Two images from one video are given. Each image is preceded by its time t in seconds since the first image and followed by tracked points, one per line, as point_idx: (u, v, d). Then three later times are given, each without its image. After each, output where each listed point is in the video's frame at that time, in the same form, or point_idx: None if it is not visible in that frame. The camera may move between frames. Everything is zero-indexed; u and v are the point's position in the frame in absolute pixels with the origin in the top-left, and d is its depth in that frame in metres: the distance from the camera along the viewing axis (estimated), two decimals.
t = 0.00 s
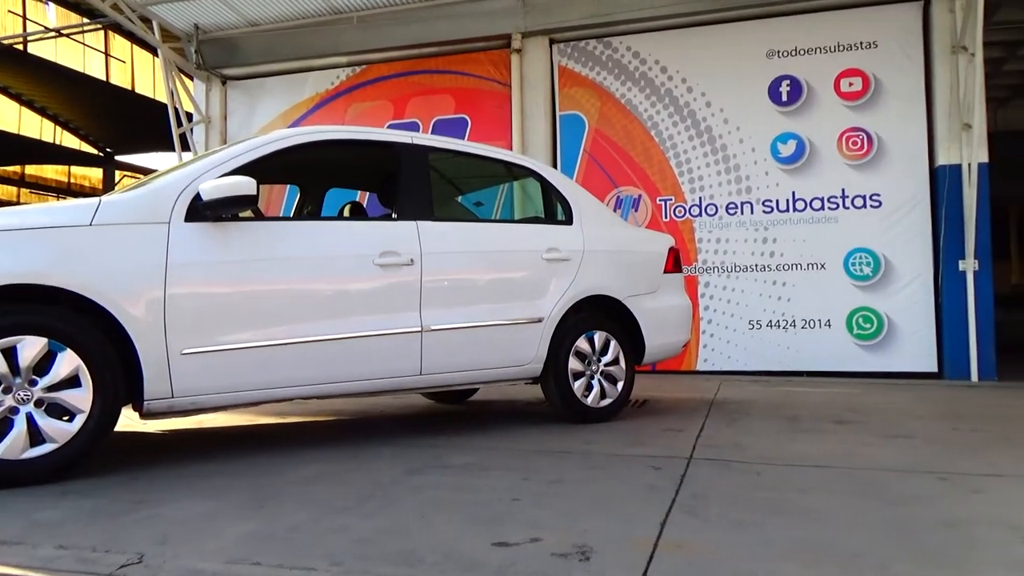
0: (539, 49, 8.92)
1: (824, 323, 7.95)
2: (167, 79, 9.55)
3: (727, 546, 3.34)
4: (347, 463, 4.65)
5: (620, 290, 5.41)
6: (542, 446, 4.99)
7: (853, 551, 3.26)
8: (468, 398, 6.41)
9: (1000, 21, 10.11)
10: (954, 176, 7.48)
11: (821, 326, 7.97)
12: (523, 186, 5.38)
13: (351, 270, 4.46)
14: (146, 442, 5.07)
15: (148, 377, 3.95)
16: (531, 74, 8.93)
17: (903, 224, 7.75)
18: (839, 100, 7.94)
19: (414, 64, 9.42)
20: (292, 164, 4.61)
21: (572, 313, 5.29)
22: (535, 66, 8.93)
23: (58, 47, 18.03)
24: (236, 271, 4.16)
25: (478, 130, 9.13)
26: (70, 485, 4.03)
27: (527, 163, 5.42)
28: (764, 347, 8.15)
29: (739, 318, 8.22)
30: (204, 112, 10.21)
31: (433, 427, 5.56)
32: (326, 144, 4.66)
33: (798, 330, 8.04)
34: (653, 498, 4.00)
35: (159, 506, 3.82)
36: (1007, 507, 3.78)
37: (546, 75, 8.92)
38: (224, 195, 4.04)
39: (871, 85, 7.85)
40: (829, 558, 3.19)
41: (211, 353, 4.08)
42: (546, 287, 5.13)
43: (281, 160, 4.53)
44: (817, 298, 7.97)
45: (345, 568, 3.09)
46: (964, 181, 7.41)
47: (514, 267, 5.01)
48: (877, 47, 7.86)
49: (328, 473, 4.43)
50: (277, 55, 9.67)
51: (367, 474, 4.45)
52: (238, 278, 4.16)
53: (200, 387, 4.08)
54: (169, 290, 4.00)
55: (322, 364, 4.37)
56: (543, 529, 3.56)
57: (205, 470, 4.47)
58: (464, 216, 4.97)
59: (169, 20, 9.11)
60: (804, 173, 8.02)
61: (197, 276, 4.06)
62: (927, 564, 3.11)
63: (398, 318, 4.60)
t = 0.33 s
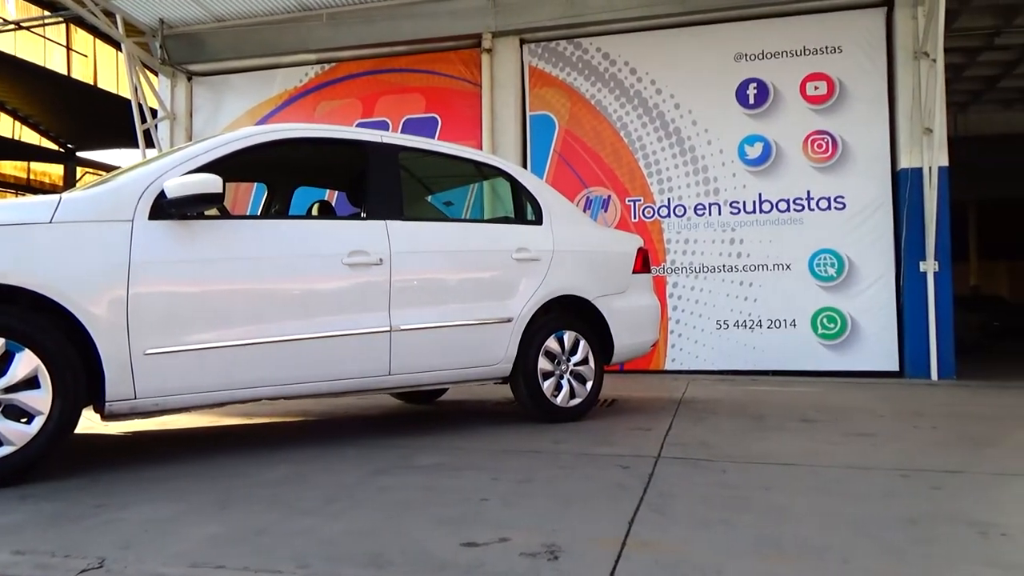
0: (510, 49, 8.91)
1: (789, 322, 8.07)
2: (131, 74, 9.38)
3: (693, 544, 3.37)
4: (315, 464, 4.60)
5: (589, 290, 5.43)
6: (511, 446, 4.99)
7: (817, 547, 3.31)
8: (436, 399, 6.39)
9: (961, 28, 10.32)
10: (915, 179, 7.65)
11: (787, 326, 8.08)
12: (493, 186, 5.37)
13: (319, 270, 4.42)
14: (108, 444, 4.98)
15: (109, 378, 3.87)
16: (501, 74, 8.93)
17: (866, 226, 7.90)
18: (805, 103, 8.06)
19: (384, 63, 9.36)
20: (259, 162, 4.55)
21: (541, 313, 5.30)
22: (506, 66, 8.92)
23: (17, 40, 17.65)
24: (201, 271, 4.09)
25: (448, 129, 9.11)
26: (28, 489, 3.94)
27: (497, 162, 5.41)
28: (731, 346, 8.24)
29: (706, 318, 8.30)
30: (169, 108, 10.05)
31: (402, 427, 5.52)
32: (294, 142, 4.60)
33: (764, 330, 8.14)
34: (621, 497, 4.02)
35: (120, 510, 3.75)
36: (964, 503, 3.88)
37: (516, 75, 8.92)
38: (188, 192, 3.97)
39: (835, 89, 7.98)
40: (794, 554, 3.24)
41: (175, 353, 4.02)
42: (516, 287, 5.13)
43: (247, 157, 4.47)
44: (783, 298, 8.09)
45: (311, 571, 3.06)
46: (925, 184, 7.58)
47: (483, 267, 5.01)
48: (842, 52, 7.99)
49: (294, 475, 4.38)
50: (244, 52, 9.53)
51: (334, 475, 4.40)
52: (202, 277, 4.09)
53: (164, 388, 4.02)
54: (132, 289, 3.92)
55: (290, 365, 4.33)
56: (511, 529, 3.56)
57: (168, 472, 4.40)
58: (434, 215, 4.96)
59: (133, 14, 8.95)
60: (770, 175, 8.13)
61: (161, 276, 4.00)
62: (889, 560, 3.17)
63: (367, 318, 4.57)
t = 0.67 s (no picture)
0: (482, 48, 8.91)
1: (758, 323, 8.17)
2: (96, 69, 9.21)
3: (664, 542, 3.40)
4: (285, 465, 4.56)
5: (561, 290, 5.44)
6: (482, 446, 4.99)
7: (785, 544, 3.35)
8: (408, 399, 6.37)
9: (926, 34, 10.50)
10: (880, 182, 7.78)
11: (755, 326, 8.18)
12: (465, 186, 5.36)
13: (288, 270, 4.37)
14: (72, 447, 4.88)
15: (73, 379, 3.80)
16: (474, 74, 8.91)
17: (833, 228, 8.01)
18: (774, 106, 8.15)
19: (355, 61, 9.30)
20: (227, 160, 4.50)
21: (513, 313, 5.30)
22: (478, 66, 8.91)
23: None
24: (167, 270, 4.03)
25: (420, 128, 9.07)
26: None
27: (469, 163, 5.39)
28: (701, 346, 8.31)
29: (677, 318, 8.37)
30: (135, 105, 9.89)
31: (373, 428, 5.49)
32: (263, 140, 4.55)
33: (733, 330, 8.23)
34: (592, 497, 4.03)
35: (85, 513, 3.68)
36: (926, 499, 3.96)
37: (488, 75, 8.91)
38: (155, 190, 3.91)
39: (804, 93, 8.08)
40: (762, 551, 3.28)
41: (141, 354, 3.96)
42: (488, 287, 5.13)
43: (215, 155, 4.42)
44: (751, 298, 8.18)
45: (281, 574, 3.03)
46: (890, 187, 7.71)
47: (455, 267, 4.99)
48: (810, 56, 8.10)
49: (263, 477, 4.34)
50: (213, 48, 9.37)
51: (304, 476, 4.37)
52: (169, 277, 4.03)
53: (130, 390, 3.95)
54: (95, 289, 3.85)
55: (259, 366, 4.28)
56: (482, 529, 3.56)
57: (135, 475, 4.33)
58: (406, 215, 4.93)
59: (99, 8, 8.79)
60: (740, 177, 8.21)
61: (125, 276, 3.93)
62: (855, 556, 3.22)
63: (339, 319, 4.53)
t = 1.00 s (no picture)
0: (456, 49, 8.89)
1: (728, 323, 8.25)
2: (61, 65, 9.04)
3: (635, 541, 3.42)
4: (254, 467, 4.50)
5: (534, 291, 5.45)
6: (455, 447, 4.98)
7: (754, 542, 3.39)
8: (380, 400, 6.33)
9: (892, 39, 10.73)
10: (848, 184, 7.90)
11: (725, 326, 8.26)
12: (438, 186, 5.34)
13: (259, 270, 4.33)
14: (35, 450, 4.78)
15: (36, 382, 3.71)
16: (447, 74, 8.89)
17: (802, 229, 8.12)
18: (744, 109, 8.24)
19: (327, 60, 9.23)
20: (196, 158, 4.44)
21: (486, 314, 5.30)
22: (451, 66, 8.89)
23: None
24: (135, 270, 3.97)
25: (393, 127, 9.03)
26: None
27: (443, 163, 5.38)
28: (672, 346, 8.37)
29: (648, 318, 8.43)
30: (102, 101, 9.71)
31: (344, 429, 5.45)
32: (233, 139, 4.50)
33: (704, 330, 8.30)
34: (564, 496, 4.05)
35: (48, 518, 3.61)
36: (892, 496, 4.02)
37: (461, 76, 8.90)
38: (122, 189, 3.84)
39: (773, 96, 8.18)
40: (732, 549, 3.31)
41: (106, 355, 3.89)
42: (460, 287, 5.12)
43: (184, 153, 4.35)
44: (722, 299, 8.26)
45: None
46: (857, 189, 7.83)
47: (428, 267, 4.98)
48: (779, 60, 8.21)
49: (232, 479, 4.29)
50: (182, 45, 9.24)
51: (274, 478, 4.32)
52: (136, 277, 3.97)
53: (96, 391, 3.88)
54: (59, 289, 3.76)
55: (229, 368, 4.23)
56: (455, 529, 3.55)
57: (100, 478, 4.25)
58: (378, 215, 4.91)
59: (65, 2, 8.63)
60: (711, 179, 8.29)
61: (91, 276, 3.85)
62: (822, 552, 3.27)
63: (311, 319, 4.50)
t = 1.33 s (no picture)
0: (427, 49, 8.86)
1: (698, 323, 8.32)
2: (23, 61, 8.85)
3: (606, 540, 3.44)
4: (221, 470, 4.44)
5: (506, 291, 5.45)
6: (425, 447, 4.96)
7: (723, 540, 3.42)
8: (350, 401, 6.29)
9: (857, 45, 10.92)
10: (815, 187, 8.01)
11: (695, 327, 8.33)
12: (409, 186, 5.32)
13: (227, 270, 4.27)
14: None
15: None
16: (419, 74, 8.86)
17: (770, 231, 8.22)
18: (714, 112, 8.31)
19: (297, 58, 9.15)
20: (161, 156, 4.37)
21: (458, 315, 5.28)
22: (422, 66, 8.86)
23: None
24: (99, 270, 3.89)
25: (364, 127, 8.97)
26: None
27: (414, 162, 5.35)
28: (643, 346, 8.43)
29: (619, 319, 8.48)
30: (65, 97, 9.51)
31: (314, 431, 5.40)
32: (200, 137, 4.44)
33: (674, 331, 8.36)
34: (535, 497, 4.05)
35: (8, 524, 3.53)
36: (857, 493, 4.09)
37: (433, 76, 8.87)
38: (85, 187, 3.77)
39: (742, 99, 8.27)
40: (702, 548, 3.34)
41: (68, 356, 3.81)
42: (431, 288, 5.10)
43: (148, 151, 4.28)
44: (692, 299, 8.33)
45: None
46: (824, 192, 7.95)
47: (399, 268, 4.95)
48: (748, 64, 8.30)
49: (199, 482, 4.23)
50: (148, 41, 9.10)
51: (242, 480, 4.27)
52: (100, 277, 3.90)
53: (59, 393, 3.80)
54: (20, 290, 3.68)
55: (196, 369, 4.17)
56: (425, 531, 3.54)
57: (62, 482, 4.16)
58: (348, 215, 4.87)
59: None
60: (681, 180, 8.36)
61: (53, 276, 3.77)
62: (790, 550, 3.31)
63: (280, 320, 4.46)
